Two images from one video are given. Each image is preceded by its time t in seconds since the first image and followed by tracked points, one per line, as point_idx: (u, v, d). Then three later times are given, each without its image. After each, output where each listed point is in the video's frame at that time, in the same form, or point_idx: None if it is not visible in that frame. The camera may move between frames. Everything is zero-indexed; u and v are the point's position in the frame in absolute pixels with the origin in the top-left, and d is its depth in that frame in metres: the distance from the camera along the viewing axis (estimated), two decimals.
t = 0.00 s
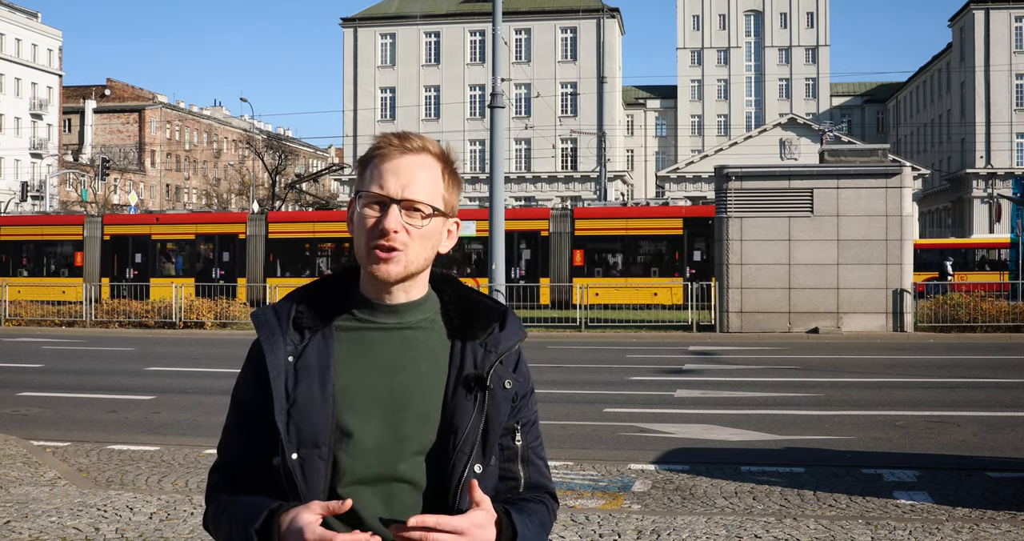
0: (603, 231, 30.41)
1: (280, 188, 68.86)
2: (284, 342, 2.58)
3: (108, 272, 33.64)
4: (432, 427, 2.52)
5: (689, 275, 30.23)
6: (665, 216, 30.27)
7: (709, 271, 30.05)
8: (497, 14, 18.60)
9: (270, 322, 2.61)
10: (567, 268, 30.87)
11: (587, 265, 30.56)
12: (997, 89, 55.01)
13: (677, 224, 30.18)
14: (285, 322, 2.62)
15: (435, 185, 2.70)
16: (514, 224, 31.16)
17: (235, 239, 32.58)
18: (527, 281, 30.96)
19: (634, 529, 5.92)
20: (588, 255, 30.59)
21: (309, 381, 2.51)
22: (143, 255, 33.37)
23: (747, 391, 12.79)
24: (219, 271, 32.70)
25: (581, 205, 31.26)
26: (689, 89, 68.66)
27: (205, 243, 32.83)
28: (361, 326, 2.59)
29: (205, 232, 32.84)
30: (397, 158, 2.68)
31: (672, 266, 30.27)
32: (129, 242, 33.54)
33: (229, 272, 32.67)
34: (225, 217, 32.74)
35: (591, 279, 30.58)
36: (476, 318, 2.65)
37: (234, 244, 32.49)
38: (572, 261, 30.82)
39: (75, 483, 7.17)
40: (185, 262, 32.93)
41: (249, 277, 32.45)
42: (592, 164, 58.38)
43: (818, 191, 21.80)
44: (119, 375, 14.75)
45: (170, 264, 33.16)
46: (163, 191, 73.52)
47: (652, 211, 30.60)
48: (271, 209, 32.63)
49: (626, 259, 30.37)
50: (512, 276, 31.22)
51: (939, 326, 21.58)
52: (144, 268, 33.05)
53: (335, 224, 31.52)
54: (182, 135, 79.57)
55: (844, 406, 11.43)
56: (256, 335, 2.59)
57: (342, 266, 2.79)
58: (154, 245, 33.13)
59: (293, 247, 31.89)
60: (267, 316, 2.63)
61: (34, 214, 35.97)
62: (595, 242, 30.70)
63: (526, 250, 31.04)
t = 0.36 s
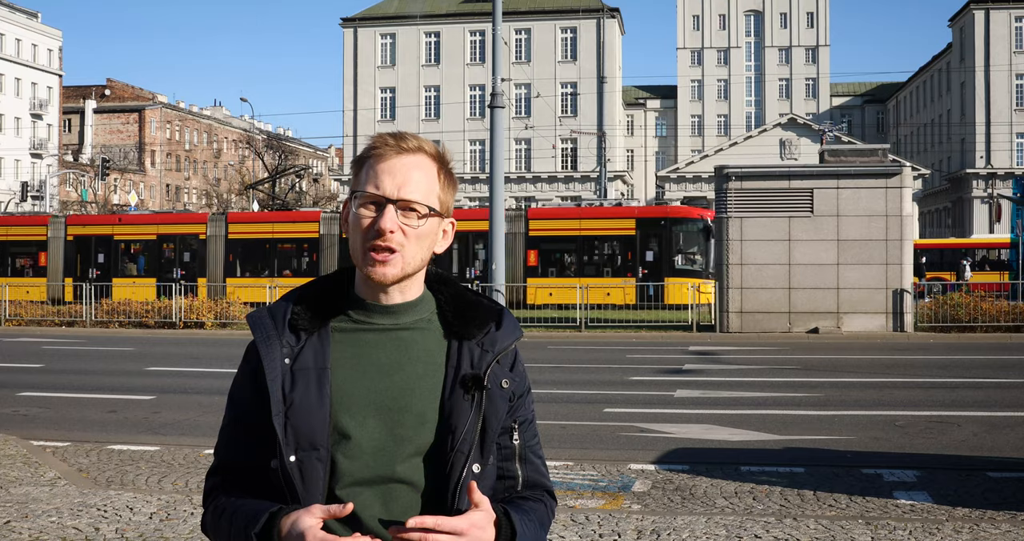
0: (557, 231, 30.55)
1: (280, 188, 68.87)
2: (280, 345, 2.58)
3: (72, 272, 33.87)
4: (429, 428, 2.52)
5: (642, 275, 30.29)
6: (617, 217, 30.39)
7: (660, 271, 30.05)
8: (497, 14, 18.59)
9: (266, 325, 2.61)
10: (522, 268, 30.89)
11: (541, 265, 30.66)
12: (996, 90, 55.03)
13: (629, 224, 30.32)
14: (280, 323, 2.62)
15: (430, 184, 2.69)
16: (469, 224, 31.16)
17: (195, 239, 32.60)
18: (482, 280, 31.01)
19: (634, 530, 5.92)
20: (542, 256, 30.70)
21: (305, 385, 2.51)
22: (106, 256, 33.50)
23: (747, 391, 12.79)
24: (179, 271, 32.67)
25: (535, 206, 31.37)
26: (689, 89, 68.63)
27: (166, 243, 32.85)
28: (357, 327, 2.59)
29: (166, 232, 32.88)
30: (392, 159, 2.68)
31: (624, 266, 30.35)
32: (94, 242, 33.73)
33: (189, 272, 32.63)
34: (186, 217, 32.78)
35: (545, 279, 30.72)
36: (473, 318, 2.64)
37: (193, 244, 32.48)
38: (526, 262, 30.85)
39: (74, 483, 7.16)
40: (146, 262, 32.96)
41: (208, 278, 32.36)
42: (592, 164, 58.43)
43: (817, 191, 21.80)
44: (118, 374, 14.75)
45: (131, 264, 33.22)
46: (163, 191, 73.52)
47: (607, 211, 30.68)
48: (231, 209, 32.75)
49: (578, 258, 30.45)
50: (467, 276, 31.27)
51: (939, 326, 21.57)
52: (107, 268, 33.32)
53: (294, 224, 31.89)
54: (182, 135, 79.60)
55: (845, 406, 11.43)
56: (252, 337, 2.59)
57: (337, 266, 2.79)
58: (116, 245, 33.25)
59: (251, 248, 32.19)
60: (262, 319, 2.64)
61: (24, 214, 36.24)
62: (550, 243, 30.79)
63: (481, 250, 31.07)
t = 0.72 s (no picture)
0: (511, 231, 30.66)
1: (280, 187, 68.85)
2: (277, 345, 2.58)
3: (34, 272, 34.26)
4: (428, 428, 2.52)
5: (593, 276, 30.54)
6: (568, 217, 30.55)
7: (611, 272, 30.26)
8: (497, 14, 18.58)
9: (262, 324, 2.62)
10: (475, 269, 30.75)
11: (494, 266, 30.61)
12: (996, 90, 55.05)
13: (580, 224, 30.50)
14: (277, 322, 2.62)
15: (425, 178, 2.69)
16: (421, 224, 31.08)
17: (156, 239, 32.87)
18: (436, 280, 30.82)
19: (634, 529, 5.92)
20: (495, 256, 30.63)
21: (304, 387, 2.50)
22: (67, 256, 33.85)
23: (746, 391, 12.79)
24: (140, 271, 32.94)
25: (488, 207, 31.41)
26: (689, 89, 68.66)
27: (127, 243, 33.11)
28: (354, 327, 2.59)
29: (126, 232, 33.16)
30: (386, 152, 2.68)
31: (575, 266, 30.58)
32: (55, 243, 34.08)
33: (149, 272, 32.90)
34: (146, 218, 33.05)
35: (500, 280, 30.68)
36: (471, 315, 2.65)
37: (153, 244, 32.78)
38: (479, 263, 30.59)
39: (74, 483, 7.16)
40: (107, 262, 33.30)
41: (168, 278, 32.63)
42: (592, 164, 58.56)
43: (817, 191, 21.79)
44: (118, 375, 14.74)
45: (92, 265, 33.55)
46: (163, 191, 73.54)
47: (559, 212, 30.84)
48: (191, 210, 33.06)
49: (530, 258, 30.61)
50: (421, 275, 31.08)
51: (939, 326, 21.59)
52: (68, 267, 33.70)
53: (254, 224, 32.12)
54: (182, 135, 79.63)
55: (845, 406, 11.43)
56: (248, 335, 2.59)
57: (333, 262, 2.78)
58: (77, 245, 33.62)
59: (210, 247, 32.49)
60: (258, 318, 2.64)
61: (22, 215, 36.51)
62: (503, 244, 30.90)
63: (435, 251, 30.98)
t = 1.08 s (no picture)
0: (465, 231, 30.77)
1: (280, 187, 68.93)
2: (276, 347, 2.58)
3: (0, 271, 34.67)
4: (426, 429, 2.51)
5: (545, 275, 30.64)
6: (519, 217, 30.65)
7: (563, 272, 30.41)
8: (498, 14, 18.56)
9: (260, 325, 2.62)
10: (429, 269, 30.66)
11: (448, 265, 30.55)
12: (996, 90, 55.03)
13: (532, 224, 30.59)
14: (274, 325, 2.63)
15: (417, 176, 2.69)
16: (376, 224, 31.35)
17: (117, 240, 33.11)
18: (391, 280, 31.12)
19: (634, 529, 5.92)
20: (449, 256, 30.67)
21: (302, 388, 2.51)
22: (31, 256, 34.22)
23: (746, 391, 12.78)
24: (102, 271, 33.25)
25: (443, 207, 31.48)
26: (689, 89, 68.64)
27: (90, 243, 33.44)
28: (352, 328, 2.58)
29: (88, 233, 33.49)
30: (377, 151, 2.68)
31: (529, 266, 30.67)
32: (20, 242, 34.47)
33: (111, 272, 33.17)
34: (108, 219, 33.31)
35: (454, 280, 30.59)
36: (468, 314, 2.65)
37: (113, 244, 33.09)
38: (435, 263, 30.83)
39: (74, 483, 7.16)
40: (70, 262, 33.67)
41: (129, 278, 32.81)
42: (592, 164, 58.55)
43: (817, 191, 21.78)
44: (118, 375, 14.74)
45: (55, 265, 33.92)
46: (163, 190, 73.58)
47: (512, 213, 30.91)
48: (152, 211, 33.23)
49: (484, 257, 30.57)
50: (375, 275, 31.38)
51: (940, 326, 21.58)
52: (31, 267, 34.04)
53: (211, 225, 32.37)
54: (182, 135, 79.61)
55: (846, 406, 11.42)
56: (246, 339, 2.60)
57: (330, 263, 2.79)
58: (41, 246, 34.00)
59: (170, 248, 32.65)
60: (256, 319, 2.64)
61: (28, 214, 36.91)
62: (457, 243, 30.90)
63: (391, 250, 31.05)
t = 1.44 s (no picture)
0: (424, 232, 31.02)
1: (280, 187, 68.99)
2: (277, 345, 2.59)
3: None
4: (428, 425, 2.51)
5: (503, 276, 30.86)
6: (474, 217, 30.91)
7: (520, 272, 30.67)
8: (497, 14, 18.52)
9: (261, 323, 2.62)
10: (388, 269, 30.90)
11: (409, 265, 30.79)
12: (996, 89, 55.01)
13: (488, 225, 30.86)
14: (275, 322, 2.63)
15: (416, 171, 2.69)
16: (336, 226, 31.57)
17: (82, 240, 33.39)
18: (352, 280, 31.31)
19: (634, 529, 5.92)
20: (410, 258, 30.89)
21: (302, 384, 2.51)
22: None
23: (746, 391, 12.78)
24: (68, 271, 33.55)
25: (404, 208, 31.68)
26: (689, 89, 68.68)
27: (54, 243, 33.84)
28: (352, 326, 2.58)
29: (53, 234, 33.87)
30: (375, 147, 2.69)
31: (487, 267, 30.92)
32: None
33: (76, 272, 33.44)
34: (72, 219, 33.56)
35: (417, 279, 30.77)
36: (469, 311, 2.65)
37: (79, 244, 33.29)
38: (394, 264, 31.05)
39: (74, 483, 7.17)
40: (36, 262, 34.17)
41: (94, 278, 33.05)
42: (592, 164, 58.53)
43: (817, 191, 21.78)
44: (118, 375, 14.75)
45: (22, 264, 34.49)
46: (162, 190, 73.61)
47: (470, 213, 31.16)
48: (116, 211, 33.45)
49: (443, 258, 30.74)
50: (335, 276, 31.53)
51: (940, 326, 21.58)
52: None
53: (175, 226, 32.50)
54: (182, 135, 79.61)
55: (846, 406, 11.43)
56: (247, 336, 2.60)
57: (331, 262, 2.79)
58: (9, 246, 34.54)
59: (135, 249, 32.81)
60: (257, 316, 2.64)
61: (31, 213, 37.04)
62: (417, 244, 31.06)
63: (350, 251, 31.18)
